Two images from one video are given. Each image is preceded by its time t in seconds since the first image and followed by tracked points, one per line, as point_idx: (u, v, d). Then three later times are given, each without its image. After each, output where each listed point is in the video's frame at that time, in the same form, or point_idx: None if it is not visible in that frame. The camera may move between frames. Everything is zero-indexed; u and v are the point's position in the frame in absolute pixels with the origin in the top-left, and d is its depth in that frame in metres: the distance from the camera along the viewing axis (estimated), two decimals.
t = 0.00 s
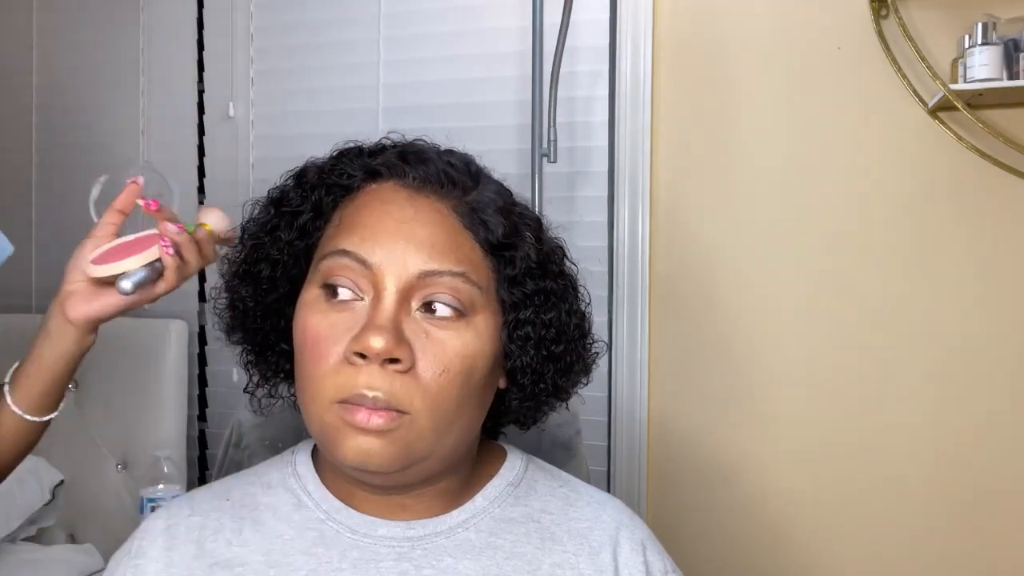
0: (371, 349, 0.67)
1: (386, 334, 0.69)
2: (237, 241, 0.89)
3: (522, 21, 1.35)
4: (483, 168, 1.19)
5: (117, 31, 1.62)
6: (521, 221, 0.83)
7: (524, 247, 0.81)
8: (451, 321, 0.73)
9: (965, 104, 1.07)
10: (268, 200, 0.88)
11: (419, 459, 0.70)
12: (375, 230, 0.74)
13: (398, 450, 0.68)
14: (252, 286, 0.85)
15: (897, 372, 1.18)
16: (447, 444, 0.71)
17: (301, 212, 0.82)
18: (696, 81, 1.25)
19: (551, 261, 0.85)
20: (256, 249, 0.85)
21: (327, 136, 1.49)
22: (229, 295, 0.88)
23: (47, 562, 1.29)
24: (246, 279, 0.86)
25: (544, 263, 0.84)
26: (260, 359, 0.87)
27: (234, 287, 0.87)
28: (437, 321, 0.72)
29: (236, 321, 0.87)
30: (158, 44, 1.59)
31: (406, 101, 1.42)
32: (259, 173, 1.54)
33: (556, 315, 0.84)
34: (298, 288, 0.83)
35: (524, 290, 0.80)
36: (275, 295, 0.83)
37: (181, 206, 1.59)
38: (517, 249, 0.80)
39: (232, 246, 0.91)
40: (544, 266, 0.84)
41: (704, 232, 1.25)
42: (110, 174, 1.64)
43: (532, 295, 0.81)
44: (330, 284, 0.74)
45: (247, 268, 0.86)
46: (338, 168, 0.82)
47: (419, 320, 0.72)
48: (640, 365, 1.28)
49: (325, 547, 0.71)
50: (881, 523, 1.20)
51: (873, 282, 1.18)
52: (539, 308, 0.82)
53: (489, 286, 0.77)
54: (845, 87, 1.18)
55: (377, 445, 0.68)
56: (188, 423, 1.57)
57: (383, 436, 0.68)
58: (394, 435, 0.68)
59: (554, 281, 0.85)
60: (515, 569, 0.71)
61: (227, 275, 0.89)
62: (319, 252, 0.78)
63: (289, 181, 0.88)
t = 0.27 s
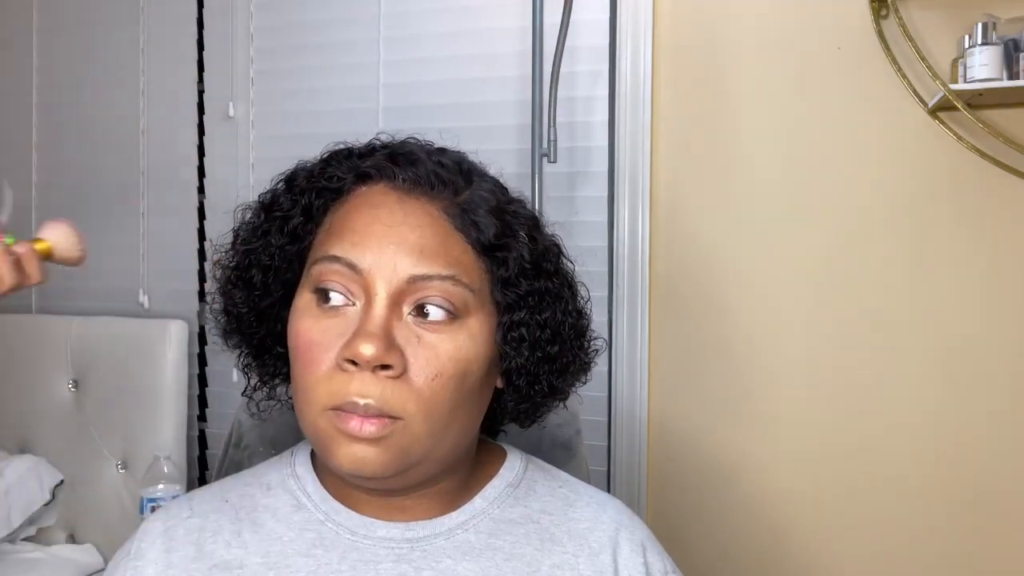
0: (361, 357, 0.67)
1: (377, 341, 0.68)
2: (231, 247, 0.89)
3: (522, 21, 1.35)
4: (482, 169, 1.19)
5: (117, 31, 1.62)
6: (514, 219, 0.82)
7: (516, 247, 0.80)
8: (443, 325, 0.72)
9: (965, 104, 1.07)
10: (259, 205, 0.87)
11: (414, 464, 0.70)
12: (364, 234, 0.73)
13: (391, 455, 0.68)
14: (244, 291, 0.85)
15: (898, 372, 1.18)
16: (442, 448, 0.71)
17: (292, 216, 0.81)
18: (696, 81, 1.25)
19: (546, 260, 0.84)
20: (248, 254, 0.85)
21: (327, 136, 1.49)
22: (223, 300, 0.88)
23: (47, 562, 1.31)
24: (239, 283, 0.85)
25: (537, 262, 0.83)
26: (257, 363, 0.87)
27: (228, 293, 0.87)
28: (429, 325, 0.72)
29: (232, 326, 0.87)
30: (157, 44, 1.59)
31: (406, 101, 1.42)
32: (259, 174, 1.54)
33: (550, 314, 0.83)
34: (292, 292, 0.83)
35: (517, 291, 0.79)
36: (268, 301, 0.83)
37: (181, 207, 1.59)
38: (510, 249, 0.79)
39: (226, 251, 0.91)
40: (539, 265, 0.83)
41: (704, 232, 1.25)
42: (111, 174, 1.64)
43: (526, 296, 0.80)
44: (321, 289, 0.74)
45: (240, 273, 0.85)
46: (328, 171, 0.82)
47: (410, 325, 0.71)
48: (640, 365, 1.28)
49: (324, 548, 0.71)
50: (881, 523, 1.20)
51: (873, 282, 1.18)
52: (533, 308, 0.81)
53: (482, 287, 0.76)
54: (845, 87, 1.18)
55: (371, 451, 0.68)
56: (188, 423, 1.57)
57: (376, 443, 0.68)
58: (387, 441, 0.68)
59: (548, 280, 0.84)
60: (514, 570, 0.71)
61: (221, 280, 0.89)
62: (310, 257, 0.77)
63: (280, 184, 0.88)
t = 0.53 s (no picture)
0: (324, 346, 0.66)
1: (342, 330, 0.67)
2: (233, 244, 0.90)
3: (522, 22, 1.35)
4: (481, 168, 1.19)
5: (117, 30, 1.62)
6: (496, 214, 0.78)
7: (496, 240, 0.76)
8: (416, 319, 0.70)
9: (965, 104, 1.07)
10: (259, 202, 0.88)
11: (382, 459, 0.68)
12: (343, 226, 0.72)
13: (355, 449, 0.66)
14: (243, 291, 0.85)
15: (898, 373, 1.18)
16: (413, 446, 0.69)
17: (283, 212, 0.82)
18: (696, 81, 1.25)
19: (533, 256, 0.79)
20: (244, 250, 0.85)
21: (327, 136, 1.49)
22: (226, 300, 0.89)
23: (47, 562, 1.31)
24: (236, 279, 0.86)
25: (522, 258, 0.78)
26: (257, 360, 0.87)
27: (229, 292, 0.87)
28: (401, 319, 0.70)
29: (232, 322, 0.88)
30: (157, 43, 1.59)
31: (406, 101, 1.42)
32: (259, 174, 1.54)
33: (536, 313, 0.79)
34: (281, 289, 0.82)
35: (498, 287, 0.75)
36: (265, 298, 0.83)
37: (182, 207, 1.59)
38: (490, 243, 0.75)
39: (228, 251, 0.91)
40: (523, 260, 0.78)
41: (704, 232, 1.25)
42: (111, 174, 1.64)
43: (508, 292, 0.76)
44: (302, 281, 0.74)
45: (237, 269, 0.86)
46: (319, 167, 0.82)
47: (381, 318, 0.69)
48: (640, 365, 1.28)
49: (324, 548, 0.71)
50: (881, 523, 1.20)
51: (873, 282, 1.18)
52: (517, 306, 0.76)
53: (461, 282, 0.73)
54: (845, 87, 1.18)
55: (335, 443, 0.66)
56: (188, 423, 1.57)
57: (339, 434, 0.66)
58: (349, 434, 0.66)
59: (536, 277, 0.79)
60: (514, 571, 0.71)
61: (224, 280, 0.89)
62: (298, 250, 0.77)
63: (280, 182, 0.88)
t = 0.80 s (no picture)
0: (302, 327, 0.66)
1: (323, 314, 0.67)
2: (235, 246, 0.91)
3: (522, 22, 1.35)
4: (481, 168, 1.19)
5: (117, 30, 1.62)
6: (483, 206, 0.77)
7: (482, 231, 0.75)
8: (398, 307, 0.69)
9: (965, 104, 1.07)
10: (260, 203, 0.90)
11: (361, 446, 0.67)
12: (332, 217, 0.73)
13: (332, 433, 0.65)
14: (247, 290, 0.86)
15: (898, 373, 1.18)
16: (392, 433, 0.67)
17: (280, 209, 0.83)
18: (695, 81, 1.25)
19: (521, 248, 0.78)
20: (244, 249, 0.86)
21: (327, 136, 1.49)
22: (231, 300, 0.89)
23: (46, 562, 1.31)
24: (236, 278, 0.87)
25: (508, 249, 0.77)
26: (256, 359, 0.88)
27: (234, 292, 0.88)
28: (383, 306, 0.69)
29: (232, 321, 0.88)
30: (157, 43, 1.59)
31: (405, 101, 1.42)
32: (258, 174, 1.54)
33: (524, 306, 0.77)
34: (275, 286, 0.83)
35: (481, 278, 0.73)
36: (265, 296, 0.84)
37: (182, 206, 1.59)
38: (475, 233, 0.74)
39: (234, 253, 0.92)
40: (509, 252, 0.77)
41: (704, 231, 1.25)
42: (111, 174, 1.64)
43: (493, 283, 0.74)
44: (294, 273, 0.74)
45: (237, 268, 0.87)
46: (315, 166, 0.83)
47: (363, 305, 0.69)
48: (640, 364, 1.28)
49: (324, 545, 0.71)
50: (881, 523, 1.20)
51: (873, 282, 1.18)
52: (503, 298, 0.75)
53: (445, 274, 0.72)
54: (845, 87, 1.18)
55: (311, 426, 0.65)
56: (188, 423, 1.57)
57: (316, 417, 0.65)
58: (325, 417, 0.65)
59: (523, 270, 0.77)
60: (515, 568, 0.71)
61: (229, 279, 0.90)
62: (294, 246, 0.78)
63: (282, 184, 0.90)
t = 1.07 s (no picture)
0: (323, 358, 0.66)
1: (340, 341, 0.67)
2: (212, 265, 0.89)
3: (522, 22, 1.35)
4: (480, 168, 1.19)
5: (117, 30, 1.62)
6: (477, 205, 0.78)
7: (482, 233, 0.76)
8: (411, 321, 0.70)
9: (965, 104, 1.07)
10: (235, 218, 0.88)
11: (390, 467, 0.68)
12: (328, 235, 0.72)
13: (364, 458, 0.67)
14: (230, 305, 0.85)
15: (898, 373, 1.18)
16: (418, 448, 0.69)
17: (262, 225, 0.81)
18: (695, 81, 1.25)
19: (519, 245, 0.79)
20: (228, 266, 0.85)
21: (327, 136, 1.49)
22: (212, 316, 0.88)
23: (46, 562, 1.31)
24: (222, 296, 0.85)
25: (507, 248, 0.78)
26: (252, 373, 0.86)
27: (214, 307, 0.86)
28: (396, 323, 0.70)
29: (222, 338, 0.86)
30: (157, 43, 1.59)
31: (405, 101, 1.42)
32: (259, 174, 1.54)
33: (528, 302, 0.79)
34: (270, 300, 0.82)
35: (488, 280, 0.75)
36: (255, 310, 0.82)
37: (182, 207, 1.59)
38: (477, 237, 0.75)
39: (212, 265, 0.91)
40: (509, 250, 0.78)
41: (704, 232, 1.25)
42: (111, 174, 1.64)
43: (500, 284, 0.76)
44: (294, 293, 0.73)
45: (222, 285, 0.85)
46: (294, 178, 0.81)
47: (377, 324, 0.70)
48: (640, 365, 1.28)
49: (323, 547, 0.71)
50: (881, 523, 1.20)
51: (873, 282, 1.18)
52: (506, 296, 0.76)
53: (451, 279, 0.73)
54: (845, 87, 1.18)
55: (343, 455, 0.67)
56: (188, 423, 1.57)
57: (347, 445, 0.66)
58: (356, 444, 0.66)
59: (523, 267, 0.79)
60: (514, 569, 0.71)
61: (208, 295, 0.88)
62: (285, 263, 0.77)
63: (254, 197, 0.88)
